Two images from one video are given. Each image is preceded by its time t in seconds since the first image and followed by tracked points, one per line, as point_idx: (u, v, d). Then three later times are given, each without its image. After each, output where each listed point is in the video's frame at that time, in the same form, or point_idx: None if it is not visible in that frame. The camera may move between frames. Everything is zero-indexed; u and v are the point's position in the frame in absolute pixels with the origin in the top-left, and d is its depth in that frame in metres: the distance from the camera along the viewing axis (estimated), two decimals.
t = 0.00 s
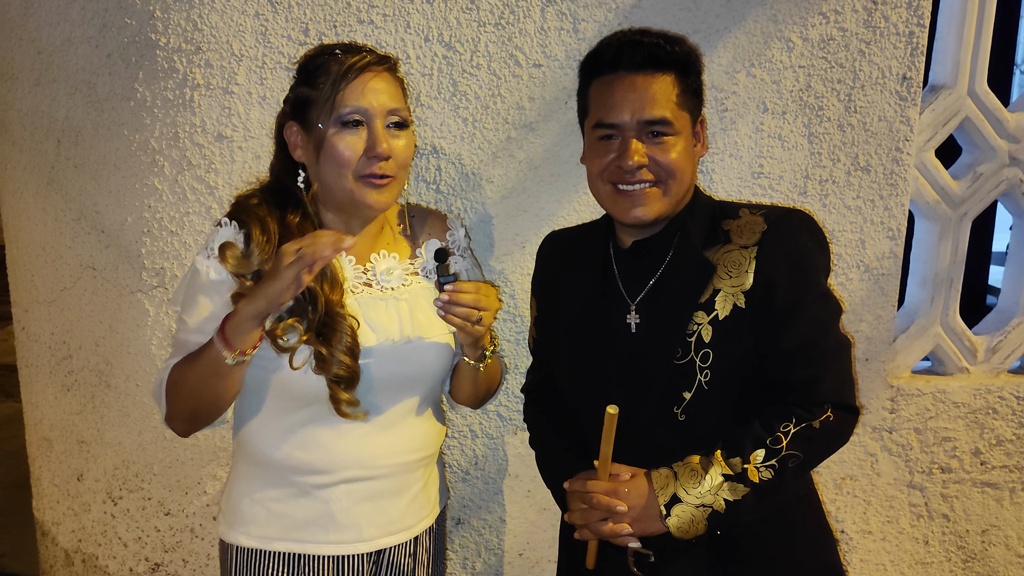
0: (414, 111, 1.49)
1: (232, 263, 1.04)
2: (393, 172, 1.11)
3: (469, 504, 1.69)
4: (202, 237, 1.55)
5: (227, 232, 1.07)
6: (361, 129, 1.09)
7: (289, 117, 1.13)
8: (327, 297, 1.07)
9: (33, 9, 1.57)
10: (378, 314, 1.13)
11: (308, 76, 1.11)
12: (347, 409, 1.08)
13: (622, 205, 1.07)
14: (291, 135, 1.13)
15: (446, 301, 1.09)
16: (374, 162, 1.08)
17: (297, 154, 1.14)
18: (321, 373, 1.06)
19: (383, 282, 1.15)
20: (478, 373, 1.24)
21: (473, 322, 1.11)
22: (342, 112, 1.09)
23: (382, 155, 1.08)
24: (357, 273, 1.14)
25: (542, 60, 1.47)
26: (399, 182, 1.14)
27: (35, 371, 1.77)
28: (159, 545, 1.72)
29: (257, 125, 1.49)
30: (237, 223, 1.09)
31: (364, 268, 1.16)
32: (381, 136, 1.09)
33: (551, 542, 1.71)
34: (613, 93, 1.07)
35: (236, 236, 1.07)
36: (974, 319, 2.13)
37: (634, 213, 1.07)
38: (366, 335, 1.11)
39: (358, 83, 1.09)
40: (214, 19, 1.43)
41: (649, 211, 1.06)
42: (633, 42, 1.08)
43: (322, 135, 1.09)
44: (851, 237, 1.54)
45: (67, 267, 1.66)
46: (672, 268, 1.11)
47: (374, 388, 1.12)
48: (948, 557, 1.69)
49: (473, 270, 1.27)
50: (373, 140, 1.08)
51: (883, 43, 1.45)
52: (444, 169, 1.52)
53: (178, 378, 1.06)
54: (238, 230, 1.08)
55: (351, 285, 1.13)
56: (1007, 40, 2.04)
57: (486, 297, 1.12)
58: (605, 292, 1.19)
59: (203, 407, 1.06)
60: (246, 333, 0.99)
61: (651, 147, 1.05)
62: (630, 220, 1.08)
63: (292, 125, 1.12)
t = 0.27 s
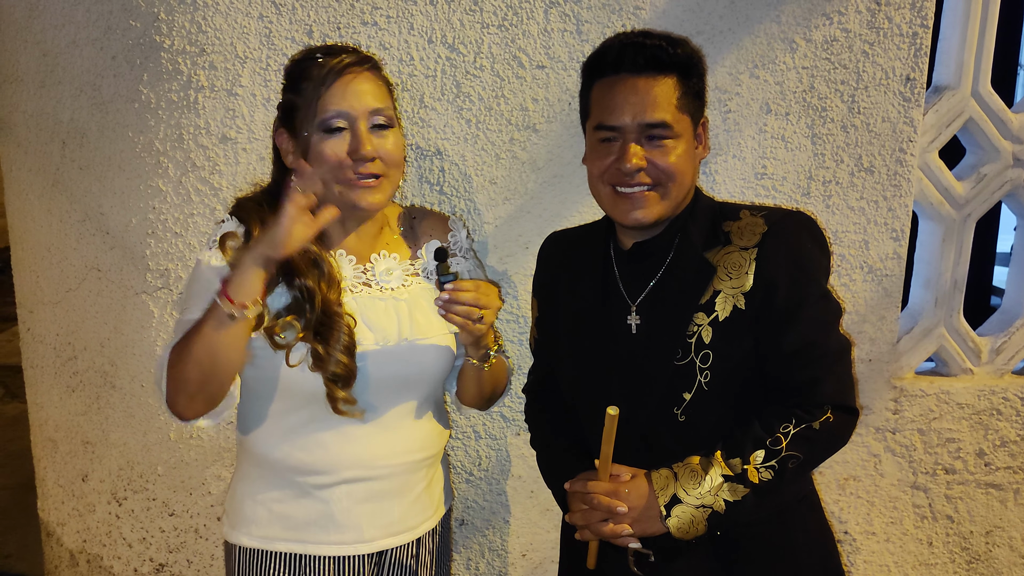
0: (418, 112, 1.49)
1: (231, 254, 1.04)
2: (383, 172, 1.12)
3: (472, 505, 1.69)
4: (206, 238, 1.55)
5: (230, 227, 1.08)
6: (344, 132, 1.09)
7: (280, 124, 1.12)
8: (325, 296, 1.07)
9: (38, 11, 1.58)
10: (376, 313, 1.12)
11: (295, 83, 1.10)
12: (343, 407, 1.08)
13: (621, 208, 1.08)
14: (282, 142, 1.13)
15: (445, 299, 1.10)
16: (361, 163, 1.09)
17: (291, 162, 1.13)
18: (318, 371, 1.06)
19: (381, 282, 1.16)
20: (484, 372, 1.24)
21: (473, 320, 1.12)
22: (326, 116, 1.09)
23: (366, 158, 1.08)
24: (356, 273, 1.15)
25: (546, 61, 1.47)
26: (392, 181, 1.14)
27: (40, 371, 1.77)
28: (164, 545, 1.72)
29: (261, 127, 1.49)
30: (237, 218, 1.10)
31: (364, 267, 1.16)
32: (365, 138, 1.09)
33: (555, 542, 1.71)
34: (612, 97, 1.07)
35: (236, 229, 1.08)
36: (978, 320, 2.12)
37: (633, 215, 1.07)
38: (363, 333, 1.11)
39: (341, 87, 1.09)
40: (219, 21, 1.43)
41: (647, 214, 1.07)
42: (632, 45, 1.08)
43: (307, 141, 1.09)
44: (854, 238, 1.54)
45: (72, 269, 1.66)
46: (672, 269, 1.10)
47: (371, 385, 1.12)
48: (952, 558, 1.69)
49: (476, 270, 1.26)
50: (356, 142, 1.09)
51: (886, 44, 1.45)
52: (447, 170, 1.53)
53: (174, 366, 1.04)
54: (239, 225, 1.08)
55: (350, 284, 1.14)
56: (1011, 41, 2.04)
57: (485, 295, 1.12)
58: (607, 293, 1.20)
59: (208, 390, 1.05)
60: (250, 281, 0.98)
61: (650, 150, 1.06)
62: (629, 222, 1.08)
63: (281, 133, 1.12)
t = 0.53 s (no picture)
0: (419, 112, 1.50)
1: (229, 244, 1.07)
2: (379, 162, 1.10)
3: (474, 504, 1.69)
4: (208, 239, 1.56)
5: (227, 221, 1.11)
6: (340, 121, 1.09)
7: (279, 122, 1.15)
8: (325, 287, 1.08)
9: (41, 12, 1.58)
10: (378, 305, 1.12)
11: (290, 82, 1.13)
12: (348, 395, 1.08)
13: (605, 208, 1.10)
14: (281, 140, 1.15)
15: (465, 287, 1.10)
16: (357, 151, 1.08)
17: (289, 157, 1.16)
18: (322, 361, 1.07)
19: (383, 276, 1.16)
20: (496, 367, 1.24)
21: (494, 310, 1.11)
22: (322, 108, 1.10)
23: (364, 145, 1.08)
24: (357, 266, 1.16)
25: (547, 62, 1.47)
26: (390, 171, 1.14)
27: (43, 371, 1.78)
28: (166, 544, 1.73)
29: (263, 127, 1.49)
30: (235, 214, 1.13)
31: (365, 262, 1.17)
32: (361, 125, 1.09)
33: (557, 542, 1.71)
34: (614, 96, 1.07)
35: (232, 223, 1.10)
36: (980, 320, 2.13)
37: (615, 217, 1.09)
38: (365, 325, 1.12)
39: (336, 80, 1.10)
40: (221, 22, 1.44)
41: (628, 217, 1.08)
42: (632, 45, 1.08)
43: (305, 134, 1.10)
44: (854, 238, 1.54)
45: (74, 269, 1.67)
46: (671, 268, 1.11)
47: (376, 379, 1.11)
48: (953, 558, 1.69)
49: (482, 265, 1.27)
50: (354, 130, 1.09)
51: (887, 44, 1.45)
52: (449, 170, 1.53)
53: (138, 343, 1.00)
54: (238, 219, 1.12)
55: (350, 277, 1.14)
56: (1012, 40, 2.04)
57: (503, 284, 1.12)
58: (608, 292, 1.18)
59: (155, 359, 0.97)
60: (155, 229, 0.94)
61: (636, 154, 1.05)
62: (613, 222, 1.10)
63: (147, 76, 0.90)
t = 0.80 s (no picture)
0: (420, 111, 1.50)
1: (231, 243, 1.07)
2: (390, 165, 1.11)
3: (474, 502, 1.69)
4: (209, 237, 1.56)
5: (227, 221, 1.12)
6: (357, 121, 1.10)
7: (287, 113, 1.15)
8: (324, 285, 1.09)
9: (41, 11, 1.58)
10: (378, 304, 1.12)
11: (306, 72, 1.12)
12: (347, 391, 1.08)
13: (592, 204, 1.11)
14: (289, 130, 1.15)
15: (462, 285, 1.10)
16: (371, 153, 1.09)
17: (296, 148, 1.16)
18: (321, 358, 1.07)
19: (384, 274, 1.16)
20: (495, 367, 1.24)
21: (490, 308, 1.12)
22: (339, 106, 1.10)
23: (379, 147, 1.09)
24: (358, 264, 1.16)
25: (547, 60, 1.47)
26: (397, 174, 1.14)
27: (43, 370, 1.78)
28: (167, 543, 1.73)
29: (263, 126, 1.49)
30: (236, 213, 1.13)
31: (365, 260, 1.17)
32: (378, 129, 1.10)
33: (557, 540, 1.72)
34: (609, 94, 1.08)
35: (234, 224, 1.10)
36: (980, 319, 2.13)
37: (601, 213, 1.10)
38: (364, 321, 1.11)
39: (358, 79, 1.11)
40: (221, 21, 1.44)
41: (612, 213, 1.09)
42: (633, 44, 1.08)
43: (319, 128, 1.10)
44: (854, 236, 1.54)
45: (74, 268, 1.67)
46: (672, 266, 1.12)
47: (378, 376, 1.12)
48: (953, 556, 1.69)
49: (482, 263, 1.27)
50: (370, 132, 1.09)
51: (887, 42, 1.45)
52: (449, 168, 1.53)
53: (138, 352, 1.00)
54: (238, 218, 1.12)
55: (351, 275, 1.14)
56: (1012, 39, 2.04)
57: (502, 283, 1.13)
58: (609, 289, 1.18)
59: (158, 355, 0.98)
60: (163, 239, 0.94)
61: (620, 152, 1.06)
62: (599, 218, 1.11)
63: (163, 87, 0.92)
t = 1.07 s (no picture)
0: (419, 109, 1.50)
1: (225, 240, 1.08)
2: (391, 170, 1.12)
3: (472, 501, 1.69)
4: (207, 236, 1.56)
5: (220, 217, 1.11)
6: (367, 123, 1.09)
7: (294, 98, 1.13)
8: (316, 284, 1.09)
9: (39, 9, 1.58)
10: (368, 305, 1.12)
11: (325, 64, 1.12)
12: (332, 391, 1.08)
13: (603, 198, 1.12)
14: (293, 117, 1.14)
15: (444, 289, 1.09)
16: (373, 155, 1.09)
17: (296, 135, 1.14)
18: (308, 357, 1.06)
19: (376, 275, 1.16)
20: (488, 367, 1.24)
21: (473, 310, 1.11)
22: (351, 105, 1.09)
23: (384, 151, 1.09)
24: (350, 264, 1.16)
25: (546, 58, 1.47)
26: (396, 179, 1.14)
27: (42, 368, 1.78)
28: (165, 541, 1.73)
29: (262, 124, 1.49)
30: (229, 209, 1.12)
31: (358, 260, 1.17)
32: (386, 134, 1.10)
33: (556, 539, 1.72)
34: (621, 88, 1.08)
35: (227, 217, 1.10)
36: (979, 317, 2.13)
37: (612, 207, 1.11)
38: (353, 322, 1.12)
39: (373, 79, 1.11)
40: (219, 18, 1.44)
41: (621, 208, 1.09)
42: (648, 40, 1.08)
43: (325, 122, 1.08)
44: (852, 235, 1.54)
45: (73, 266, 1.67)
46: (674, 261, 1.12)
47: (364, 377, 1.11)
48: (952, 554, 1.69)
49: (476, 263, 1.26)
50: (377, 135, 1.09)
51: (886, 40, 1.45)
52: (448, 167, 1.53)
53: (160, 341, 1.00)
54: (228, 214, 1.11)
55: (342, 275, 1.15)
56: (1011, 37, 2.04)
57: (485, 284, 1.12)
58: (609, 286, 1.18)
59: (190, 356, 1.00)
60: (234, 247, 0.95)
61: (631, 146, 1.07)
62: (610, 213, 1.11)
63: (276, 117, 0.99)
